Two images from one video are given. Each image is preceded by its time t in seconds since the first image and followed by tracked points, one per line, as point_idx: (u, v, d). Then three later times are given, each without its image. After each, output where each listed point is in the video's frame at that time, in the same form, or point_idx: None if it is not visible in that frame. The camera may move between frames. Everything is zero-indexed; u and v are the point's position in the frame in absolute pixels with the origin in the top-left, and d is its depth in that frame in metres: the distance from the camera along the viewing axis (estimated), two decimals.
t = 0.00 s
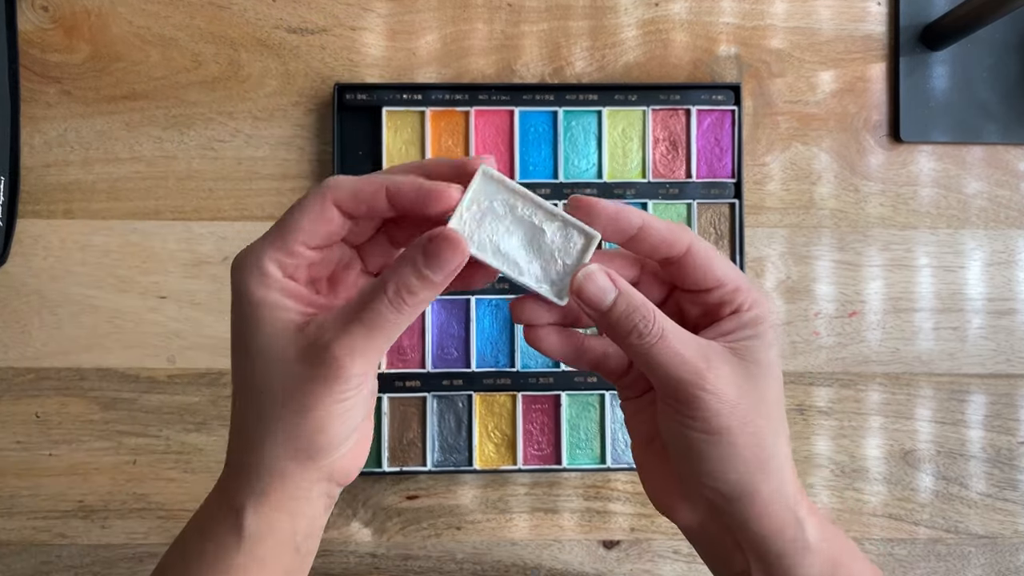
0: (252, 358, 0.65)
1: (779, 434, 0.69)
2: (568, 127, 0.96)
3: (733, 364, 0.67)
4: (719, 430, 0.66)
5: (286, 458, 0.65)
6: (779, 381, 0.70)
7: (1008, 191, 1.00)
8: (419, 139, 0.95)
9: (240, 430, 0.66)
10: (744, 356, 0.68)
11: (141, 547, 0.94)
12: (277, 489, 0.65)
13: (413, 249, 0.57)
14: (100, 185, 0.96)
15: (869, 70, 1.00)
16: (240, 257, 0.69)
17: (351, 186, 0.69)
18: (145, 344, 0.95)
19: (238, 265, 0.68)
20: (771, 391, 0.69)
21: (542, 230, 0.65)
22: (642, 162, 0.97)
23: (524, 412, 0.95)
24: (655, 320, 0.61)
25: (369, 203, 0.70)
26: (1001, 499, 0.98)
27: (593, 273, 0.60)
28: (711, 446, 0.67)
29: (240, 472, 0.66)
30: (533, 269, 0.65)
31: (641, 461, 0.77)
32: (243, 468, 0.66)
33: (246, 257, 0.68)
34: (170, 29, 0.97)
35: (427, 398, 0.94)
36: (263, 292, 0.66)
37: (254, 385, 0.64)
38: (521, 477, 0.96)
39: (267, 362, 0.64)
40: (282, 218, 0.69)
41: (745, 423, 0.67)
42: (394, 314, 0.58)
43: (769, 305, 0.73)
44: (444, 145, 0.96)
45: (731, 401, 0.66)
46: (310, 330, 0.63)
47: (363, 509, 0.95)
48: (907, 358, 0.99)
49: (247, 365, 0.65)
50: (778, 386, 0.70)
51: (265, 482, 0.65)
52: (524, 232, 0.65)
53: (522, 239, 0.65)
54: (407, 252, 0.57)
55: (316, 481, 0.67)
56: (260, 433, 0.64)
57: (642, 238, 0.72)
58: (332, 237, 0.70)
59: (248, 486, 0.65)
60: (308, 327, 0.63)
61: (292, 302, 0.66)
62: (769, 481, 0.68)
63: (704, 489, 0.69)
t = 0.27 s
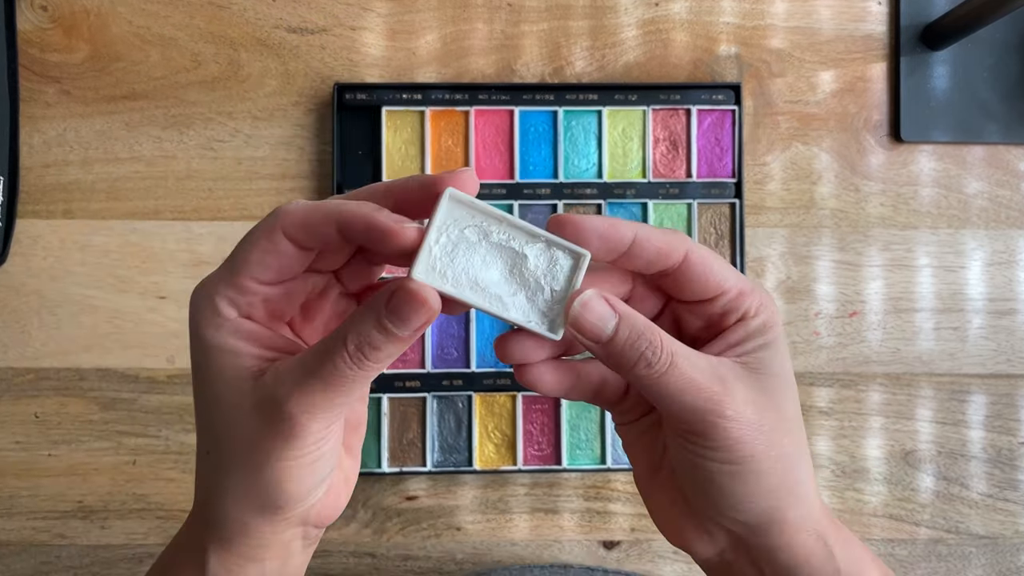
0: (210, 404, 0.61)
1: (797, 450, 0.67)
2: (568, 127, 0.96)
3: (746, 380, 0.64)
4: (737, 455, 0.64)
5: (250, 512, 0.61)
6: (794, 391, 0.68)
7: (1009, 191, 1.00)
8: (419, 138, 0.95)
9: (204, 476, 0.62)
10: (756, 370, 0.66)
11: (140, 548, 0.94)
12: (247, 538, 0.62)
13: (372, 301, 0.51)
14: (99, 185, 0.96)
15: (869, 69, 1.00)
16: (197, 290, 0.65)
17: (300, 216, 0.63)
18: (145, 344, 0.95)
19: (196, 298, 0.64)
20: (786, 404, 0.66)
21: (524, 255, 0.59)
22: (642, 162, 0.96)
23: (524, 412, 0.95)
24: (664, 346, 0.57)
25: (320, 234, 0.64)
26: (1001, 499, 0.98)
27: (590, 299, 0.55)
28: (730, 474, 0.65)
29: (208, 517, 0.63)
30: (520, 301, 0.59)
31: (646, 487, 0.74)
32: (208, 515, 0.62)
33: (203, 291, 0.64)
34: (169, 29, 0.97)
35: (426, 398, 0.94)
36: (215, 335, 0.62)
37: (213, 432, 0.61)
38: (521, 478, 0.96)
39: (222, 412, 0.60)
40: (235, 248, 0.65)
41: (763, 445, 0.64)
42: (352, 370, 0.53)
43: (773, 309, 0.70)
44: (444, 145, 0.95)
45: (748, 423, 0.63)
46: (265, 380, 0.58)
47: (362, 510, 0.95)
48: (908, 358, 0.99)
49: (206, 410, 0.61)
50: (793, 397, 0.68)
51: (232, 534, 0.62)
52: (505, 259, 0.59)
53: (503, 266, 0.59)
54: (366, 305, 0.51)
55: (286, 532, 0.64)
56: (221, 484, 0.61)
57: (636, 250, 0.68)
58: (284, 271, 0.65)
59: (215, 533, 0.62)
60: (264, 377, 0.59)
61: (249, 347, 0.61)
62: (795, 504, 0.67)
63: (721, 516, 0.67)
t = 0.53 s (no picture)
0: (205, 432, 0.58)
1: (829, 481, 0.63)
2: (568, 127, 0.96)
3: (778, 415, 0.60)
4: (767, 497, 0.60)
5: (259, 536, 0.59)
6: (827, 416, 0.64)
7: (1010, 191, 0.99)
8: (418, 138, 0.95)
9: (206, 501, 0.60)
10: (789, 403, 0.61)
11: (139, 549, 0.94)
12: (260, 559, 0.60)
13: (375, 322, 0.46)
14: (98, 185, 0.96)
15: (870, 69, 1.00)
16: (173, 302, 0.61)
17: (278, 213, 0.58)
18: (144, 344, 0.95)
19: (174, 313, 0.60)
20: (818, 435, 0.62)
21: (538, 260, 0.53)
22: (642, 162, 0.96)
23: (524, 412, 0.95)
24: (682, 400, 0.53)
25: (302, 234, 0.59)
26: (1002, 500, 0.98)
27: (595, 357, 0.51)
28: (759, 513, 0.61)
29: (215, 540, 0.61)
30: (540, 313, 0.53)
31: (664, 502, 0.70)
32: (216, 541, 0.60)
33: (182, 304, 0.60)
34: (169, 28, 0.97)
35: (426, 398, 0.94)
36: (202, 354, 0.59)
37: (211, 459, 0.58)
38: (521, 478, 0.95)
39: (220, 441, 0.57)
40: (210, 248, 0.60)
41: (795, 484, 0.60)
42: (361, 393, 0.50)
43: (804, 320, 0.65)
44: (443, 145, 0.95)
45: (780, 465, 0.59)
46: (265, 405, 0.55)
47: (362, 510, 0.95)
48: (909, 358, 0.98)
49: (201, 436, 0.58)
50: (826, 424, 0.63)
51: (244, 556, 0.60)
52: (518, 266, 0.53)
53: (517, 274, 0.53)
54: (369, 328, 0.47)
55: (300, 548, 0.62)
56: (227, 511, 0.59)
57: (657, 253, 0.63)
58: (266, 273, 0.61)
59: (225, 555, 0.61)
60: (263, 401, 0.56)
61: (240, 367, 0.58)
62: (827, 539, 0.64)
63: (753, 551, 0.64)
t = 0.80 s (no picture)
0: (226, 409, 0.53)
1: (892, 503, 0.55)
2: (568, 126, 0.96)
3: (845, 418, 0.52)
4: (816, 510, 0.52)
5: (288, 516, 0.54)
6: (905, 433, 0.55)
7: (1011, 190, 0.99)
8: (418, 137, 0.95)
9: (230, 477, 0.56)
10: (863, 407, 0.53)
11: (138, 550, 0.93)
12: (288, 540, 0.56)
13: (419, 285, 0.43)
14: (97, 185, 0.96)
15: (871, 69, 0.99)
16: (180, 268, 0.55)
17: (306, 183, 0.52)
18: (143, 345, 0.95)
19: (180, 281, 0.54)
20: (890, 451, 0.54)
21: (595, 228, 0.48)
22: (642, 161, 0.96)
23: (524, 412, 0.94)
24: (743, 389, 0.47)
25: (333, 204, 0.53)
26: (1003, 500, 0.97)
27: (664, 333, 0.44)
28: (804, 526, 0.53)
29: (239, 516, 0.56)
30: (601, 281, 0.47)
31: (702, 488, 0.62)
32: (242, 520, 0.56)
33: (191, 271, 0.54)
34: (168, 28, 0.96)
35: (426, 398, 0.93)
36: (219, 328, 0.53)
37: (233, 436, 0.53)
38: (521, 479, 0.95)
39: (246, 414, 0.52)
40: (223, 218, 0.54)
41: (849, 500, 0.53)
42: (405, 362, 0.46)
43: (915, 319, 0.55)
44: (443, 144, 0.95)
45: (834, 476, 0.52)
46: (293, 379, 0.50)
47: (362, 511, 0.95)
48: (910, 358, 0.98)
49: (222, 412, 0.53)
50: (902, 440, 0.55)
51: (272, 537, 0.56)
52: (573, 233, 0.48)
53: (572, 240, 0.48)
54: (414, 291, 0.43)
55: (335, 525, 0.58)
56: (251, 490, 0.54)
57: (739, 232, 0.54)
58: (286, 245, 0.55)
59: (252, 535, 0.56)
60: (289, 375, 0.51)
61: (263, 339, 0.53)
62: (875, 552, 0.55)
63: (785, 565, 0.56)
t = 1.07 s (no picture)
0: (228, 411, 0.52)
1: (899, 528, 0.54)
2: (568, 126, 0.95)
3: (855, 440, 0.51)
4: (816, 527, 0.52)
5: (286, 516, 0.54)
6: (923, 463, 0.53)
7: (1012, 190, 0.99)
8: (418, 137, 0.95)
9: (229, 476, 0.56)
10: (876, 431, 0.51)
11: (137, 550, 0.93)
12: (287, 539, 0.56)
13: (419, 292, 0.43)
14: (96, 185, 0.95)
15: (871, 68, 0.99)
16: (179, 266, 0.54)
17: (299, 176, 0.52)
18: (142, 345, 0.95)
19: (180, 283, 0.54)
20: (903, 479, 0.52)
21: (601, 235, 0.49)
22: (642, 161, 0.96)
23: (524, 412, 0.94)
24: (746, 408, 0.46)
25: (326, 195, 0.52)
26: (1004, 501, 0.97)
27: (668, 342, 0.44)
28: (803, 542, 0.53)
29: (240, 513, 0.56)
30: (607, 287, 0.47)
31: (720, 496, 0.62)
32: (243, 517, 0.56)
33: (189, 271, 0.54)
34: (167, 27, 0.96)
35: (426, 398, 0.93)
36: (219, 330, 0.53)
37: (233, 438, 0.53)
38: (521, 479, 0.95)
39: (246, 418, 0.52)
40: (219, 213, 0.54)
41: (851, 522, 0.52)
42: (407, 367, 0.46)
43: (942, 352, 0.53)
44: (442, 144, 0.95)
45: (836, 497, 0.51)
46: (293, 383, 0.50)
47: (362, 512, 0.94)
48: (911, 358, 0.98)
49: (223, 415, 0.53)
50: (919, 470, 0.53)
51: (271, 536, 0.56)
52: (580, 238, 0.48)
53: (579, 246, 0.48)
54: (418, 296, 0.43)
55: (334, 526, 0.58)
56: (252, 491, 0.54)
57: (753, 248, 0.52)
58: (281, 242, 0.55)
59: (252, 533, 0.56)
60: (290, 379, 0.51)
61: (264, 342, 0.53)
62: None
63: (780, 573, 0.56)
